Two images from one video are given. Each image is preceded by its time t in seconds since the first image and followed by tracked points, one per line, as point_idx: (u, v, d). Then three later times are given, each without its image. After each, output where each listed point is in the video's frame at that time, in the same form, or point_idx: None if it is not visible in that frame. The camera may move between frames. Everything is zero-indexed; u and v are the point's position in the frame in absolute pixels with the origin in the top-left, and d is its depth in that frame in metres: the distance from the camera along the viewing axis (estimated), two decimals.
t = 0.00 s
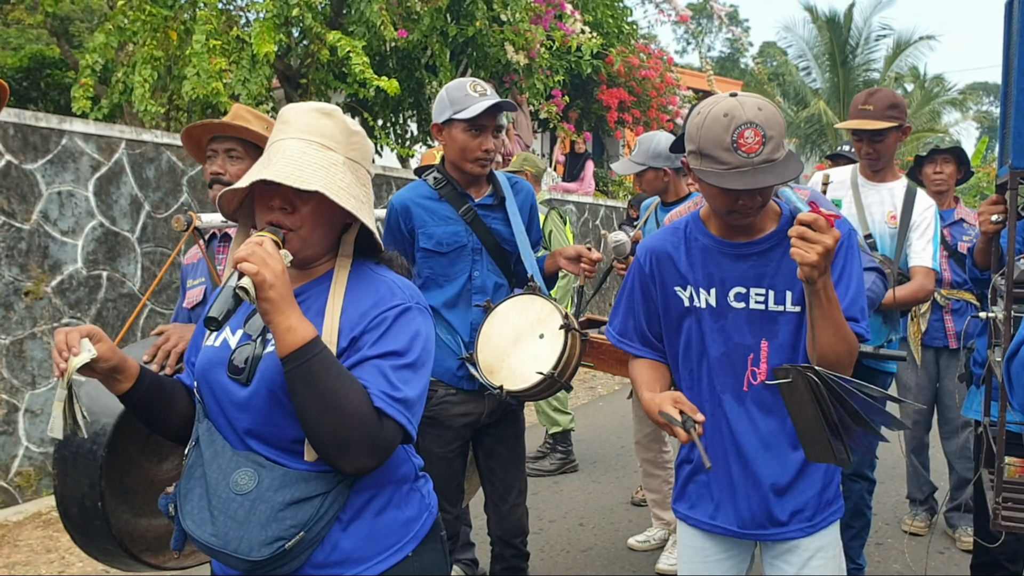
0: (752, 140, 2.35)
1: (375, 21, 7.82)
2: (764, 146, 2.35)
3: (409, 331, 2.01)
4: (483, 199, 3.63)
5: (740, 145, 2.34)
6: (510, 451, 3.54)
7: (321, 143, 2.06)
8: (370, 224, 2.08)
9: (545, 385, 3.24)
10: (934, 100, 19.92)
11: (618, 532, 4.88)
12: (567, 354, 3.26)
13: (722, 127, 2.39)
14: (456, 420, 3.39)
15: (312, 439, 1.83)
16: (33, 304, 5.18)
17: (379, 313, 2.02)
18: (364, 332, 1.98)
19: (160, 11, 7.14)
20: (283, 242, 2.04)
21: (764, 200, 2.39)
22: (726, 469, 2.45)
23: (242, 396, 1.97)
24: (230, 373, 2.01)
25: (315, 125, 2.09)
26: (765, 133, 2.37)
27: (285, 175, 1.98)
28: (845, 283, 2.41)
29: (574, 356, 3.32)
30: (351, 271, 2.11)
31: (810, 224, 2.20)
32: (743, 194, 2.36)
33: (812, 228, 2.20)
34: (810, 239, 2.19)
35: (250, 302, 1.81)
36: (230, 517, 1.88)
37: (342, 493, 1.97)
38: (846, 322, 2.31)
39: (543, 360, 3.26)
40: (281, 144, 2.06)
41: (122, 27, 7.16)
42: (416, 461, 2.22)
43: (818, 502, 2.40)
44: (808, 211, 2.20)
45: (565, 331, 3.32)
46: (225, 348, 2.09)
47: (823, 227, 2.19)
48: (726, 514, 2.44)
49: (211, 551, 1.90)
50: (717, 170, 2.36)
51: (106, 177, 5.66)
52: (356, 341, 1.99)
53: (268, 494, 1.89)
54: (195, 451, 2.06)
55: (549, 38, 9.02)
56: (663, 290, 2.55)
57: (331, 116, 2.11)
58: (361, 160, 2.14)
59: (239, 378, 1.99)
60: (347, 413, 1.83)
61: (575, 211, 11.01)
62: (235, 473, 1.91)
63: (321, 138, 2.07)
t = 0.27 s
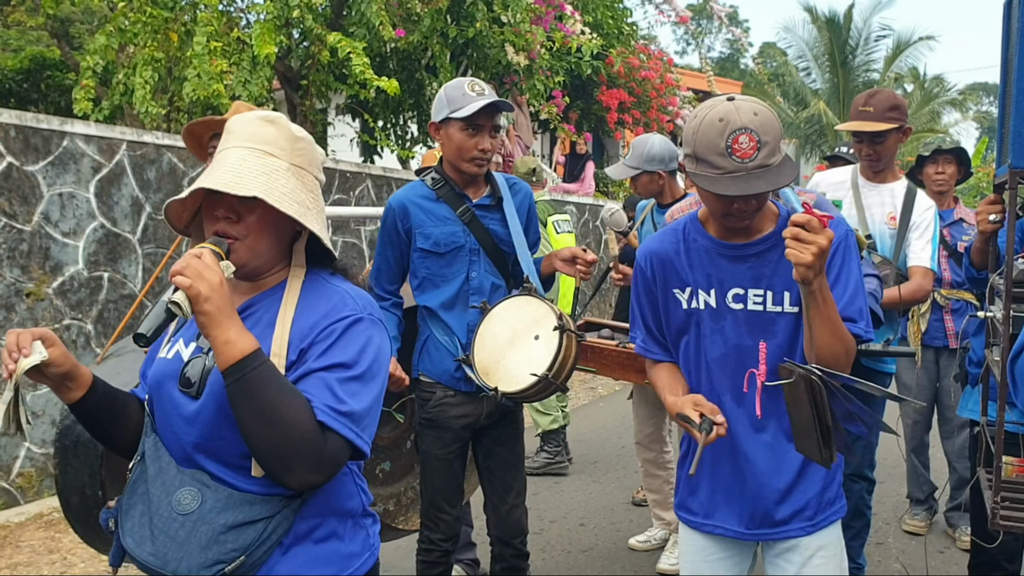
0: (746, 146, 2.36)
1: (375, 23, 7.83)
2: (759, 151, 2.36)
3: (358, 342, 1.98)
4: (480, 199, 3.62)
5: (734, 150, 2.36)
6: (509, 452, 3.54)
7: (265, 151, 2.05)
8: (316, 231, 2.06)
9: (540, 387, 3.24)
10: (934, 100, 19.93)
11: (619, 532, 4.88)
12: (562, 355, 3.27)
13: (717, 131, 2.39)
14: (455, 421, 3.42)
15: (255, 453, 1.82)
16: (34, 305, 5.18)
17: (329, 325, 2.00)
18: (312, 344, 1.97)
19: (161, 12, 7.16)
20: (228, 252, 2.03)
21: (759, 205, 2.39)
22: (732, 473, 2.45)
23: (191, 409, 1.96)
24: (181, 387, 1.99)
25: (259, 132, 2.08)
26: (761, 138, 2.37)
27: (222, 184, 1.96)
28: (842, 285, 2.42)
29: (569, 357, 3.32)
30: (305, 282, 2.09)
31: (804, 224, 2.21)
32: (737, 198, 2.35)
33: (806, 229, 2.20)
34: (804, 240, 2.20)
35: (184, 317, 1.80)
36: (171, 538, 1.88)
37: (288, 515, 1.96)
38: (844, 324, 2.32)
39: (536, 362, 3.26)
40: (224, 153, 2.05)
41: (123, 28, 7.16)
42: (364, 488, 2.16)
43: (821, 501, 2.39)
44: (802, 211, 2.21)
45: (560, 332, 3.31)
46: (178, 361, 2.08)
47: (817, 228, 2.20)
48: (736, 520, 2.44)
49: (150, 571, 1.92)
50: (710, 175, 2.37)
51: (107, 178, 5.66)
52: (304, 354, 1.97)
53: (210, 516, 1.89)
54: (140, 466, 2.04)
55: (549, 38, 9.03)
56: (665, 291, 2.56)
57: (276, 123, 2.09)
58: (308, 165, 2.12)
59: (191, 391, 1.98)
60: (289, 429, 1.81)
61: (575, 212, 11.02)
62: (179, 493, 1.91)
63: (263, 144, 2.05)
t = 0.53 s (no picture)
0: (746, 147, 2.36)
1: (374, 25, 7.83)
2: (759, 151, 2.36)
3: (317, 332, 1.96)
4: (469, 203, 3.61)
5: (735, 151, 2.36)
6: (502, 454, 3.55)
7: (225, 138, 2.05)
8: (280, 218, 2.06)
9: (533, 391, 3.25)
10: (933, 102, 19.91)
11: (619, 534, 4.88)
12: (555, 360, 3.26)
13: (717, 133, 2.40)
14: (446, 426, 3.42)
15: (208, 441, 1.81)
16: (35, 308, 5.19)
17: (287, 313, 1.99)
18: (269, 333, 1.96)
19: (160, 16, 7.18)
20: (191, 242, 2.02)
21: (760, 206, 2.39)
22: (726, 477, 2.46)
23: (147, 405, 1.96)
24: (138, 382, 1.99)
25: (220, 121, 2.09)
26: (760, 138, 2.38)
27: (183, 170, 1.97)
28: (840, 286, 2.42)
29: (563, 360, 3.31)
30: (267, 273, 2.09)
31: (806, 227, 2.21)
32: (738, 198, 2.36)
33: (807, 232, 2.21)
34: (805, 244, 2.20)
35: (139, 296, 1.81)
36: (126, 540, 1.86)
37: (247, 518, 1.95)
38: (842, 325, 2.32)
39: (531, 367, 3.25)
40: (185, 143, 2.05)
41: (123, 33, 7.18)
42: (331, 488, 2.18)
43: (817, 500, 2.40)
44: (802, 215, 2.22)
45: (554, 336, 3.31)
46: (135, 357, 2.09)
47: (818, 231, 2.20)
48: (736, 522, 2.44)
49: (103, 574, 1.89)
50: (712, 175, 2.37)
51: (107, 182, 5.66)
52: (261, 342, 1.96)
53: (165, 518, 1.87)
54: (98, 466, 2.03)
55: (548, 41, 9.04)
56: (662, 293, 2.56)
57: (236, 112, 2.10)
58: (271, 153, 2.12)
59: (146, 386, 1.98)
60: (243, 415, 1.79)
61: (575, 215, 11.02)
62: (134, 494, 1.89)
63: (224, 132, 2.05)
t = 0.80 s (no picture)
0: (735, 143, 2.37)
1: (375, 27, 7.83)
2: (747, 147, 2.37)
3: (290, 334, 1.89)
4: (462, 197, 3.62)
5: (724, 149, 2.36)
6: (497, 453, 3.55)
7: (197, 135, 2.04)
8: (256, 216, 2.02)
9: (526, 388, 3.24)
10: (935, 100, 19.89)
11: (621, 533, 4.88)
12: (546, 358, 3.27)
13: (706, 131, 2.40)
14: (441, 425, 3.41)
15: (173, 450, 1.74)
16: (37, 311, 5.20)
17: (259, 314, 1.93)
18: (239, 336, 1.89)
19: (161, 19, 7.20)
20: (165, 243, 2.00)
21: (750, 202, 2.40)
22: (726, 477, 2.45)
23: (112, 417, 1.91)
24: (104, 395, 1.95)
25: (192, 120, 2.08)
26: (748, 135, 2.38)
27: (154, 166, 1.95)
28: (833, 282, 2.42)
29: (554, 357, 3.33)
30: (240, 275, 2.03)
31: (794, 220, 2.22)
32: (729, 195, 2.36)
33: (796, 224, 2.21)
34: (795, 235, 2.21)
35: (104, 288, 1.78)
36: (82, 562, 1.77)
37: (213, 541, 1.86)
38: (835, 318, 2.31)
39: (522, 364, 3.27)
40: (157, 142, 2.04)
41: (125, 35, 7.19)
42: (309, 509, 2.07)
43: (817, 496, 2.40)
44: (791, 207, 2.23)
45: (545, 333, 3.32)
46: (101, 368, 2.05)
47: (807, 223, 2.21)
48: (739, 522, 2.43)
49: None
50: (702, 174, 2.36)
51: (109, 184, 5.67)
52: (232, 345, 1.90)
53: (123, 539, 1.78)
54: (61, 484, 1.96)
55: (549, 41, 9.06)
56: (657, 298, 2.55)
57: (209, 111, 2.09)
58: (246, 153, 2.11)
59: (111, 400, 1.94)
60: (208, 421, 1.72)
61: (576, 215, 11.03)
62: (93, 514, 1.81)
63: (196, 130, 2.04)
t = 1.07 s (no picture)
0: (721, 147, 2.36)
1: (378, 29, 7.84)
2: (734, 152, 2.37)
3: (282, 369, 1.84)
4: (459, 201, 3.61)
5: (710, 152, 2.36)
6: (497, 453, 3.55)
7: (182, 151, 1.97)
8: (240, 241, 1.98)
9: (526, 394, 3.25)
10: (937, 100, 19.89)
11: (626, 534, 4.87)
12: (547, 362, 3.27)
13: (693, 134, 2.40)
14: (441, 429, 3.41)
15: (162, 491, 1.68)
16: (42, 313, 5.21)
17: (248, 347, 1.86)
18: (228, 372, 1.82)
19: (165, 21, 7.21)
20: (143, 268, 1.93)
21: (735, 208, 2.40)
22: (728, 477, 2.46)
23: (87, 447, 1.83)
24: (76, 423, 1.86)
25: (176, 133, 2.00)
26: (735, 139, 2.38)
27: (138, 181, 1.87)
28: (818, 282, 2.42)
29: (553, 363, 3.33)
30: (220, 302, 1.97)
31: (771, 224, 2.22)
32: (714, 199, 2.36)
33: (773, 228, 2.22)
34: (774, 239, 2.21)
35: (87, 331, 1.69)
36: None
37: (201, 559, 1.78)
38: (820, 317, 2.32)
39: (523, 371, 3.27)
40: (139, 155, 1.96)
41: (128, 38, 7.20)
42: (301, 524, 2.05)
43: (816, 491, 2.40)
44: (767, 212, 2.22)
45: (543, 339, 3.31)
46: (73, 393, 1.97)
47: (785, 226, 2.21)
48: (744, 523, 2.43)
49: None
50: (687, 177, 2.37)
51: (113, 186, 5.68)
52: (220, 380, 1.83)
53: (104, 561, 1.72)
54: (35, 511, 1.89)
55: (552, 42, 9.07)
56: (655, 300, 2.55)
57: (195, 124, 2.02)
58: (230, 170, 2.04)
59: (85, 428, 1.85)
60: (199, 461, 1.66)
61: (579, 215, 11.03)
62: (71, 537, 1.75)
63: (180, 144, 1.97)
